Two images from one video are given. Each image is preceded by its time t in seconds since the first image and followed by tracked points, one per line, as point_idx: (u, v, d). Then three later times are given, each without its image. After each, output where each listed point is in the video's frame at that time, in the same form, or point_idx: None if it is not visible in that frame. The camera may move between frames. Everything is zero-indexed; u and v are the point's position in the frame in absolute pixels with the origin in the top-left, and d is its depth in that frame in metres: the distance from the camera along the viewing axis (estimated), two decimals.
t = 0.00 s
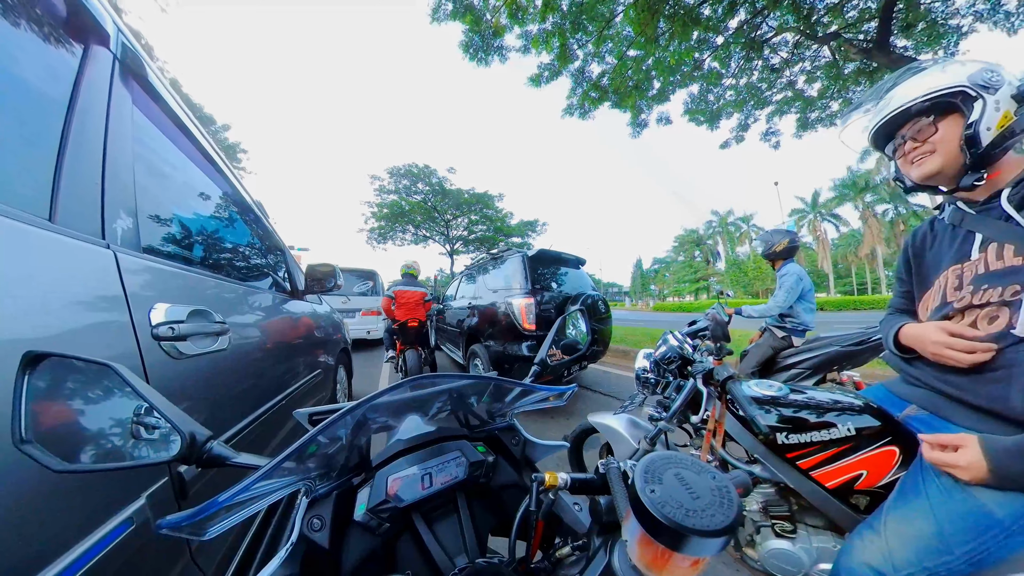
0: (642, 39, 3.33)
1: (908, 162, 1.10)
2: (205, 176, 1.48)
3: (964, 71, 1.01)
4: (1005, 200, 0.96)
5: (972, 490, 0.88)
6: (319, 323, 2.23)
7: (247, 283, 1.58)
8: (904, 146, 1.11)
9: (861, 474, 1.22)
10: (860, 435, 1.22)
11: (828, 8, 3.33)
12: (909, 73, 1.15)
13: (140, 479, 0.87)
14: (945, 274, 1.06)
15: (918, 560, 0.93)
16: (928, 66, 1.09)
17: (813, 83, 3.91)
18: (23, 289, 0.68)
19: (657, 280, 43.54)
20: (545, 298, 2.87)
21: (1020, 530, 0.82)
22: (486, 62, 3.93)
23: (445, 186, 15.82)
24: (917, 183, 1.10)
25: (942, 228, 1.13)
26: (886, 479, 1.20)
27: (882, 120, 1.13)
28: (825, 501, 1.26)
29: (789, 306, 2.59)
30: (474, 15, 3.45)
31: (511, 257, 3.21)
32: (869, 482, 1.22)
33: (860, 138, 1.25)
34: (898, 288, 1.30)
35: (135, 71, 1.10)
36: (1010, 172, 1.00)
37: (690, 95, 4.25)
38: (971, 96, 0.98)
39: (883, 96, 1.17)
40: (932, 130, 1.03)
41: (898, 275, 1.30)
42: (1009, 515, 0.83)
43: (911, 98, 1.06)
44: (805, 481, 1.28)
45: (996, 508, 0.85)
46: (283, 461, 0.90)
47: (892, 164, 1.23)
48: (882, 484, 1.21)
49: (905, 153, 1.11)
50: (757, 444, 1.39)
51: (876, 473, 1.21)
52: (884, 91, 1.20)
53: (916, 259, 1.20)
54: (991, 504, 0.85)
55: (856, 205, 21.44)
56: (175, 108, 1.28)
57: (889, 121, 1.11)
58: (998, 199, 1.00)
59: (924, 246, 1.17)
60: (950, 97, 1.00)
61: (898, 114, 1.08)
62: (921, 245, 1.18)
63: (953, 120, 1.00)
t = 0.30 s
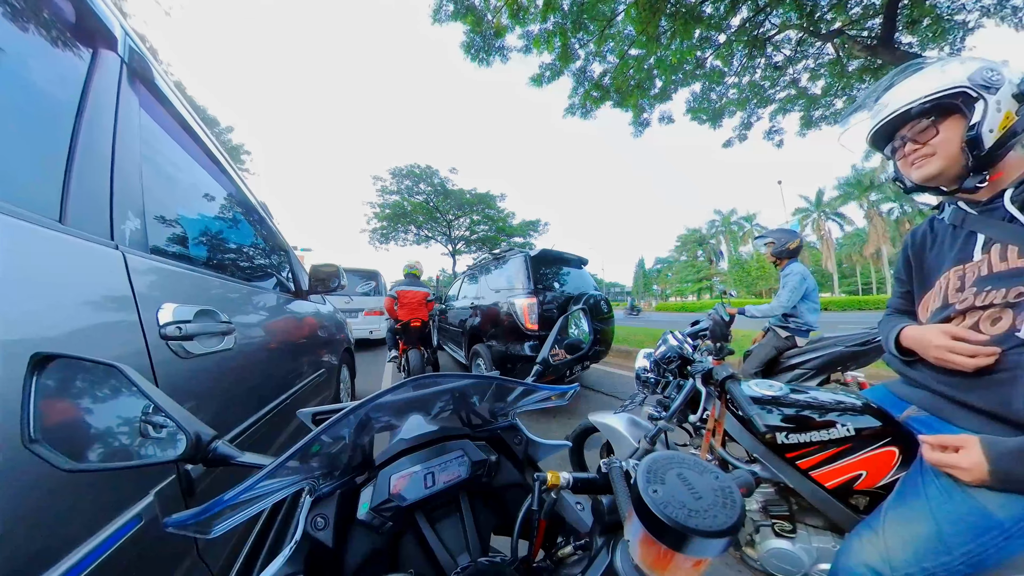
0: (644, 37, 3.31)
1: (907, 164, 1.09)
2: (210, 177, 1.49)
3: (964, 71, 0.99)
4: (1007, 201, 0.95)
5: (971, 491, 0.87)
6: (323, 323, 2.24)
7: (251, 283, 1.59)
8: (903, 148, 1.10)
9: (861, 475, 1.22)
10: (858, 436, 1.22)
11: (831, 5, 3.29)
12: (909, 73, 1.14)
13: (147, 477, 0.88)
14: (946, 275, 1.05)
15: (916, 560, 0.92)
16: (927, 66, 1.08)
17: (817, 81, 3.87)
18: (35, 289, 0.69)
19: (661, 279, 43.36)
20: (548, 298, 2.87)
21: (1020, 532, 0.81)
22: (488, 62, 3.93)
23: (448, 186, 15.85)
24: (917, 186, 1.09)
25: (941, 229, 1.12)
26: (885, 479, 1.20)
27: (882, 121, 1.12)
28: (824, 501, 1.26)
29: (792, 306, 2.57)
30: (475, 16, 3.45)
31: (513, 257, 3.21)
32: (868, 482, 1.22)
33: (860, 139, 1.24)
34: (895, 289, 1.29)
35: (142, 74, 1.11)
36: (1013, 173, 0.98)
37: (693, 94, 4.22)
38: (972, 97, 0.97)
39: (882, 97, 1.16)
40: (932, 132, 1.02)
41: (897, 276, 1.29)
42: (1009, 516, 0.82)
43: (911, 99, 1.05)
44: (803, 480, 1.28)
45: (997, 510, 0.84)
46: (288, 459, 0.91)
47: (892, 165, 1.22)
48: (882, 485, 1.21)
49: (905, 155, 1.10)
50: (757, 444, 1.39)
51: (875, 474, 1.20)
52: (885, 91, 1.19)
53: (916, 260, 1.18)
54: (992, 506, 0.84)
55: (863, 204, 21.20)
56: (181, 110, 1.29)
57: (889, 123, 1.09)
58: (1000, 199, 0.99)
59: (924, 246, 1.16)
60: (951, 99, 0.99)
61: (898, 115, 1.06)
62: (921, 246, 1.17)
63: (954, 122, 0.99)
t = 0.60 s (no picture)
0: (645, 36, 3.31)
1: (913, 165, 1.06)
2: (214, 179, 1.51)
3: (968, 69, 0.98)
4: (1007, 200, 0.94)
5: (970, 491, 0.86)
6: (326, 323, 2.26)
7: (255, 283, 1.61)
8: (908, 148, 1.07)
9: (860, 475, 1.21)
10: (857, 435, 1.21)
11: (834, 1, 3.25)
12: (907, 74, 1.13)
13: (153, 475, 0.90)
14: (946, 276, 1.04)
15: (913, 561, 0.91)
16: (926, 65, 1.07)
17: (820, 78, 3.84)
18: (43, 290, 0.71)
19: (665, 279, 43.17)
20: (549, 298, 2.87)
21: (1019, 533, 0.80)
22: (489, 62, 3.93)
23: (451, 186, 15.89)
24: (923, 187, 1.06)
25: (942, 229, 1.11)
26: (884, 480, 1.19)
27: (885, 121, 1.10)
28: (824, 501, 1.24)
29: (796, 306, 2.54)
30: (476, 16, 3.46)
31: (515, 257, 3.21)
32: (867, 483, 1.21)
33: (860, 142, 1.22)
34: (897, 290, 1.28)
35: (148, 77, 1.13)
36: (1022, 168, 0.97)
37: (695, 92, 4.19)
38: (978, 94, 0.95)
39: (882, 98, 1.15)
40: (940, 131, 0.99)
41: (897, 276, 1.27)
42: (1008, 517, 0.81)
43: (916, 98, 1.03)
44: (803, 480, 1.26)
45: (995, 510, 0.83)
46: (291, 458, 0.92)
47: (893, 167, 1.20)
48: (881, 485, 1.20)
49: (909, 155, 1.07)
50: (756, 443, 1.37)
51: (875, 474, 1.20)
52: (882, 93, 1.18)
53: (919, 260, 1.16)
54: (990, 506, 0.83)
55: (870, 202, 20.95)
56: (186, 113, 1.31)
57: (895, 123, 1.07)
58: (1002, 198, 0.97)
59: (927, 245, 1.14)
60: (957, 96, 0.97)
61: (905, 114, 1.04)
62: (923, 245, 1.15)
63: (961, 120, 0.97)
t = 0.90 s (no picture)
0: (647, 34, 3.29)
1: (916, 167, 1.03)
2: (218, 180, 1.53)
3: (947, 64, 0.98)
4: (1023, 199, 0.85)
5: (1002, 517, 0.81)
6: (328, 322, 2.27)
7: (258, 283, 1.62)
8: (906, 151, 1.05)
9: (864, 476, 1.19)
10: (861, 437, 1.20)
11: None
12: (881, 82, 1.15)
13: (157, 473, 0.91)
14: (955, 276, 1.01)
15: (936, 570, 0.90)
16: (900, 70, 1.09)
17: (824, 75, 3.80)
18: (49, 291, 0.72)
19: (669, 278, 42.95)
20: (551, 297, 2.86)
21: None
22: (490, 62, 3.92)
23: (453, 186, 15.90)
24: (934, 188, 1.02)
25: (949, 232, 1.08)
26: (888, 482, 1.17)
27: (878, 127, 1.07)
28: (827, 502, 1.21)
29: (800, 306, 2.52)
30: (477, 16, 3.46)
31: (516, 257, 3.21)
32: (870, 484, 1.19)
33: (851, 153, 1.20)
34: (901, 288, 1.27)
35: (151, 80, 1.14)
36: None
37: (697, 90, 4.16)
38: (967, 85, 0.94)
39: (862, 108, 1.15)
40: (937, 128, 0.97)
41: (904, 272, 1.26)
42: None
43: (903, 99, 1.02)
44: (807, 481, 1.24)
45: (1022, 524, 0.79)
46: (293, 457, 0.93)
47: (893, 173, 1.16)
48: (885, 486, 1.18)
49: (909, 158, 1.04)
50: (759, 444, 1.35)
51: (879, 475, 1.18)
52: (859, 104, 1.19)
53: (921, 260, 1.16)
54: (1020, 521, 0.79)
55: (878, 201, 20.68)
56: (189, 115, 1.32)
57: (886, 128, 1.05)
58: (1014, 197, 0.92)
59: (927, 247, 1.13)
60: (946, 90, 0.96)
61: (896, 117, 1.02)
62: (926, 241, 1.14)
63: (956, 114, 0.95)
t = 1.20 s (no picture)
0: (648, 32, 3.28)
1: (915, 183, 0.89)
2: (221, 182, 1.54)
3: (896, 77, 0.91)
4: None
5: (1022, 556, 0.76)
6: (331, 322, 2.29)
7: (262, 283, 1.64)
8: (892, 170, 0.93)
9: (865, 473, 1.18)
10: (862, 434, 1.19)
11: None
12: (839, 104, 1.09)
13: (162, 471, 0.92)
14: (973, 284, 0.93)
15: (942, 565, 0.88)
16: (852, 91, 1.03)
17: (828, 73, 3.75)
18: (53, 292, 0.73)
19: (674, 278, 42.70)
20: (553, 297, 2.86)
21: None
22: (491, 62, 3.92)
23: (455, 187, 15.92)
24: (948, 199, 0.86)
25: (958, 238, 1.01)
26: (891, 479, 1.16)
27: (852, 154, 0.98)
28: (829, 500, 1.21)
29: (804, 306, 2.49)
30: (478, 16, 3.46)
31: (518, 257, 3.21)
32: (873, 481, 1.18)
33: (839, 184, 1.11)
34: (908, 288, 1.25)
35: (155, 82, 1.16)
36: None
37: (699, 89, 4.13)
38: (928, 90, 0.85)
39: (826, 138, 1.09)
40: (915, 142, 0.86)
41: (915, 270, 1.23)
42: None
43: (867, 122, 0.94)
44: (808, 478, 1.24)
45: None
46: (295, 456, 0.93)
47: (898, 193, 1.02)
48: (887, 483, 1.17)
49: (903, 177, 0.92)
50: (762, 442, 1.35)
51: (880, 472, 1.16)
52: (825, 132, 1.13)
53: (924, 258, 1.16)
54: None
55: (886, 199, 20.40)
56: (192, 117, 1.34)
57: (860, 154, 0.96)
58: None
59: (927, 249, 1.14)
60: (907, 101, 0.87)
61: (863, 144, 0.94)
62: (928, 238, 1.14)
63: (929, 122, 0.84)
